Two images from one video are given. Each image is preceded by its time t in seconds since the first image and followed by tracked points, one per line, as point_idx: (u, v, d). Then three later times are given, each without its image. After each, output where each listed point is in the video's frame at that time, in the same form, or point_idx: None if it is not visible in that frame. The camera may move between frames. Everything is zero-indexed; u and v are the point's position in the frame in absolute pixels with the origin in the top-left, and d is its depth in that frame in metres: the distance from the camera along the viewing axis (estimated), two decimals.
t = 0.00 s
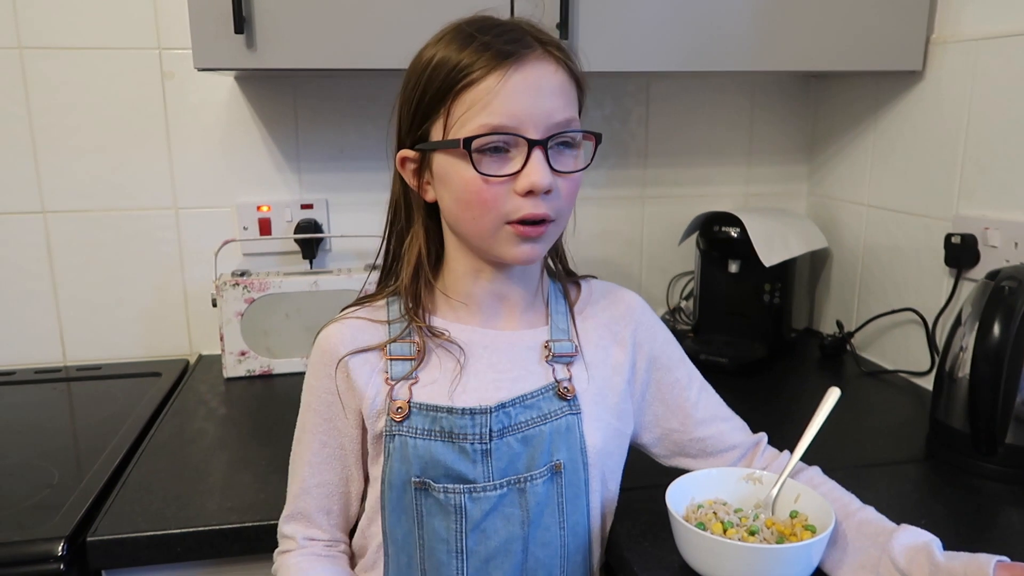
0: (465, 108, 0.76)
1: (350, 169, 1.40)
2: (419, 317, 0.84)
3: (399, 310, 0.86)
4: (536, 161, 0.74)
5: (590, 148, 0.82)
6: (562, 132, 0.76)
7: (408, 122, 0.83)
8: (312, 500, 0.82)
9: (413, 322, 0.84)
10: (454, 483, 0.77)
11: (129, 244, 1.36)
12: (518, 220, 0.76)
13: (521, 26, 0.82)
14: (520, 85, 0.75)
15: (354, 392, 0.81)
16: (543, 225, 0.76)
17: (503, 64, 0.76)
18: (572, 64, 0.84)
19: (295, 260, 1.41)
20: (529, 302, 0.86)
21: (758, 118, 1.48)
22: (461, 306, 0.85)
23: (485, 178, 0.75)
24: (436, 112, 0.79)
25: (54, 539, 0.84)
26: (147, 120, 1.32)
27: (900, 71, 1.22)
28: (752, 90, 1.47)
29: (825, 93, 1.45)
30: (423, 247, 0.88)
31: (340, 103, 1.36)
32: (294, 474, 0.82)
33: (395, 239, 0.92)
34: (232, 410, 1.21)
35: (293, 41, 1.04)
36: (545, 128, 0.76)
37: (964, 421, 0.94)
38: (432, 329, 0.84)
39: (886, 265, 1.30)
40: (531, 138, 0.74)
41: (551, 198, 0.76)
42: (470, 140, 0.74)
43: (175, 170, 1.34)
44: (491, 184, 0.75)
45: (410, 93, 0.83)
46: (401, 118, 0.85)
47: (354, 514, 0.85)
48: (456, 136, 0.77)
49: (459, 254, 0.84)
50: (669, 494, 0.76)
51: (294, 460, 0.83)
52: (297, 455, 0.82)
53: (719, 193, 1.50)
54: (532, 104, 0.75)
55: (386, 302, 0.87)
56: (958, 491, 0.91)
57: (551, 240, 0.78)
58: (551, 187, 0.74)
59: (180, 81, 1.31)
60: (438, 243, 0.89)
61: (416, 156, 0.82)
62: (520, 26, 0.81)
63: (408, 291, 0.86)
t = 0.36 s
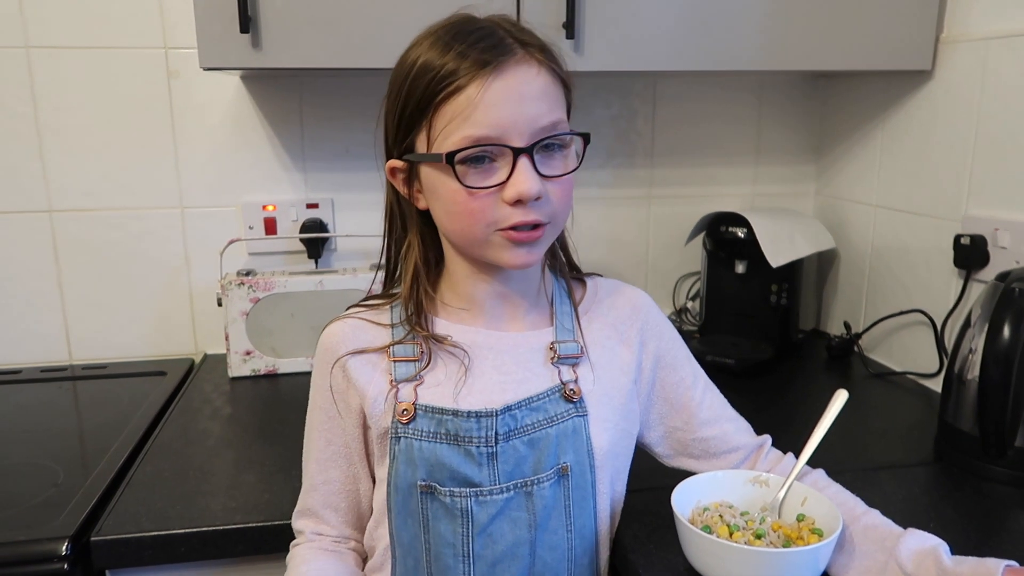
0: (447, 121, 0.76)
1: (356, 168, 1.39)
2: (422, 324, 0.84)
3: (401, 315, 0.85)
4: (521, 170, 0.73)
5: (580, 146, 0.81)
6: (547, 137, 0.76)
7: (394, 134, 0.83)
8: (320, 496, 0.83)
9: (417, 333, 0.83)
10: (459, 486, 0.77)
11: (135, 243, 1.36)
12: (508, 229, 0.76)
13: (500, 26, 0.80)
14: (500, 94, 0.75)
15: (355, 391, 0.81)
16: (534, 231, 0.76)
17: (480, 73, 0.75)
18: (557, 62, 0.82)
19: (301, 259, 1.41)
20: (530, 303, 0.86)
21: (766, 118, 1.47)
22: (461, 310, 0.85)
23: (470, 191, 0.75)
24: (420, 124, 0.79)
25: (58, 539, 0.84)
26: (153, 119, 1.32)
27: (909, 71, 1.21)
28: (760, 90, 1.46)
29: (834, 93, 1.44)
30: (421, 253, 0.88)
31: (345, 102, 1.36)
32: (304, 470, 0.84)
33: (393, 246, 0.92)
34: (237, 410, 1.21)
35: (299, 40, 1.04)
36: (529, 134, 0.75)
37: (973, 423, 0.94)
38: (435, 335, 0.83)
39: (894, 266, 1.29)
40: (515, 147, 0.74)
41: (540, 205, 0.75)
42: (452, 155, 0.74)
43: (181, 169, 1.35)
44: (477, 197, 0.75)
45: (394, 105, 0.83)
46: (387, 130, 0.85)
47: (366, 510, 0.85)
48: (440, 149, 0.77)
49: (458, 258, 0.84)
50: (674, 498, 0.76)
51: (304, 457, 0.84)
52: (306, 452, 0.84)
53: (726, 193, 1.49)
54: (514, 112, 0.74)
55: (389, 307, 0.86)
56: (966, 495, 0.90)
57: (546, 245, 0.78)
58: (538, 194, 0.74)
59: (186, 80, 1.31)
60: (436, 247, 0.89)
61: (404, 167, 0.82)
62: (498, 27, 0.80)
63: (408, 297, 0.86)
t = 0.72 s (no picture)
0: (431, 117, 0.76)
1: (358, 168, 1.39)
2: (418, 325, 0.83)
3: (399, 317, 0.84)
4: (505, 165, 0.73)
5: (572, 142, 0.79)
6: (532, 131, 0.75)
7: (388, 135, 0.84)
8: (320, 502, 0.82)
9: (412, 331, 0.83)
10: (458, 491, 0.76)
11: (137, 243, 1.36)
12: (495, 225, 0.75)
13: (488, 22, 0.80)
14: (482, 88, 0.74)
15: (357, 396, 0.80)
16: (521, 227, 0.75)
17: (462, 68, 0.75)
18: (548, 56, 0.81)
19: (302, 259, 1.40)
20: (528, 303, 0.86)
21: (770, 118, 1.46)
22: (457, 310, 0.85)
23: (454, 187, 0.74)
24: (408, 123, 0.80)
25: (56, 539, 0.83)
26: (155, 118, 1.31)
27: (915, 70, 1.20)
28: (764, 90, 1.45)
29: (838, 93, 1.43)
30: (419, 255, 0.88)
31: (348, 102, 1.36)
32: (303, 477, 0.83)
33: (392, 248, 0.92)
34: (237, 410, 1.20)
35: (300, 39, 1.03)
36: (513, 129, 0.74)
37: (978, 426, 0.93)
38: (432, 336, 0.83)
39: (899, 267, 1.28)
40: (498, 141, 0.73)
41: (526, 200, 0.74)
42: (434, 151, 0.74)
43: (183, 168, 1.34)
44: (462, 192, 0.74)
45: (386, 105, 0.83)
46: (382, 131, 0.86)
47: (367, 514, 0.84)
48: (426, 146, 0.77)
49: (454, 258, 0.84)
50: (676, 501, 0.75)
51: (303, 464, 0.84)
52: (306, 458, 0.83)
53: (730, 194, 1.48)
54: (496, 106, 0.74)
55: (387, 309, 0.86)
56: (971, 499, 0.89)
57: (536, 241, 0.77)
58: (523, 188, 0.73)
59: (188, 79, 1.31)
60: (434, 248, 0.89)
61: (401, 165, 0.81)
62: (486, 23, 0.79)
63: (405, 298, 0.85)
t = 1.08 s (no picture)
0: (424, 112, 0.76)
1: (353, 165, 1.38)
2: (414, 321, 0.83)
3: (394, 314, 0.84)
4: (497, 161, 0.72)
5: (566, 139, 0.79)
6: (524, 128, 0.74)
7: (382, 130, 0.83)
8: (315, 503, 0.81)
9: (407, 328, 0.82)
10: (456, 491, 0.76)
11: (130, 240, 1.35)
12: (486, 222, 0.75)
13: (483, 18, 0.79)
14: (475, 84, 0.74)
15: (354, 394, 0.80)
16: (512, 224, 0.75)
17: (455, 63, 0.74)
18: (544, 53, 0.80)
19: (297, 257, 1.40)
20: (521, 300, 0.85)
21: (767, 116, 1.46)
22: (451, 307, 0.84)
23: (445, 182, 0.74)
24: (401, 118, 0.79)
25: (47, 539, 0.83)
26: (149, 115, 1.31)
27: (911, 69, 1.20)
28: (761, 88, 1.45)
29: (835, 91, 1.43)
30: (413, 251, 0.87)
31: (343, 99, 1.35)
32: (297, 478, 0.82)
33: (386, 243, 0.91)
34: (231, 409, 1.20)
35: (294, 35, 1.02)
36: (505, 124, 0.74)
37: (973, 424, 0.93)
38: (426, 332, 0.82)
39: (894, 266, 1.28)
40: (490, 137, 0.73)
41: (517, 197, 0.74)
42: (424, 146, 0.74)
43: (177, 165, 1.33)
44: (453, 188, 0.74)
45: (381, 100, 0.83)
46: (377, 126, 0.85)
47: (364, 513, 0.84)
48: (418, 141, 0.77)
49: (449, 255, 0.83)
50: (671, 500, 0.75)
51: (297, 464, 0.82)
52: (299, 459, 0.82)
53: (726, 192, 1.48)
54: (488, 102, 0.73)
55: (382, 306, 0.85)
56: (966, 498, 0.89)
57: (528, 238, 0.76)
58: (514, 185, 0.72)
59: (182, 76, 1.30)
60: (429, 245, 0.88)
61: (393, 160, 0.81)
62: (481, 19, 0.79)
63: (400, 294, 0.85)
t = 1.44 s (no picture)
0: (429, 113, 0.76)
1: (352, 166, 1.38)
2: (416, 320, 0.83)
3: (397, 313, 0.84)
4: (500, 163, 0.72)
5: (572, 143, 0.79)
6: (528, 130, 0.74)
7: (388, 129, 0.83)
8: (318, 503, 0.81)
9: (410, 326, 0.82)
10: (461, 493, 0.76)
11: (128, 241, 1.35)
12: (488, 223, 0.74)
13: (493, 21, 0.79)
14: (480, 86, 0.73)
15: (358, 394, 0.79)
16: (515, 226, 0.74)
17: (461, 65, 0.74)
18: (551, 57, 0.80)
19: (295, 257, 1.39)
20: (524, 301, 0.85)
21: (766, 116, 1.46)
22: (454, 307, 0.84)
23: (448, 183, 0.74)
24: (407, 118, 0.79)
25: (45, 541, 0.82)
26: (147, 115, 1.30)
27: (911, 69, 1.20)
28: (760, 88, 1.44)
29: (834, 91, 1.43)
30: (418, 251, 0.87)
31: (341, 100, 1.35)
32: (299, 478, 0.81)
33: (390, 243, 0.91)
34: (229, 410, 1.19)
35: (292, 35, 1.02)
36: (510, 127, 0.73)
37: (972, 426, 0.93)
38: (428, 331, 0.82)
39: (894, 266, 1.28)
40: (494, 139, 0.73)
41: (520, 199, 0.74)
42: (428, 146, 0.74)
43: (175, 166, 1.33)
44: (455, 188, 0.74)
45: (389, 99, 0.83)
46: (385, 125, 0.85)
47: (367, 510, 0.85)
48: (423, 141, 0.76)
49: (454, 255, 0.83)
50: (670, 502, 0.75)
51: (299, 465, 0.82)
52: (301, 460, 0.81)
53: (725, 192, 1.48)
54: (493, 104, 0.73)
55: (385, 304, 0.85)
56: (967, 500, 0.89)
57: (530, 241, 0.76)
58: (517, 187, 0.72)
59: (180, 76, 1.30)
60: (433, 245, 0.88)
61: (398, 160, 0.81)
62: (490, 21, 0.79)
63: (403, 293, 0.85)
